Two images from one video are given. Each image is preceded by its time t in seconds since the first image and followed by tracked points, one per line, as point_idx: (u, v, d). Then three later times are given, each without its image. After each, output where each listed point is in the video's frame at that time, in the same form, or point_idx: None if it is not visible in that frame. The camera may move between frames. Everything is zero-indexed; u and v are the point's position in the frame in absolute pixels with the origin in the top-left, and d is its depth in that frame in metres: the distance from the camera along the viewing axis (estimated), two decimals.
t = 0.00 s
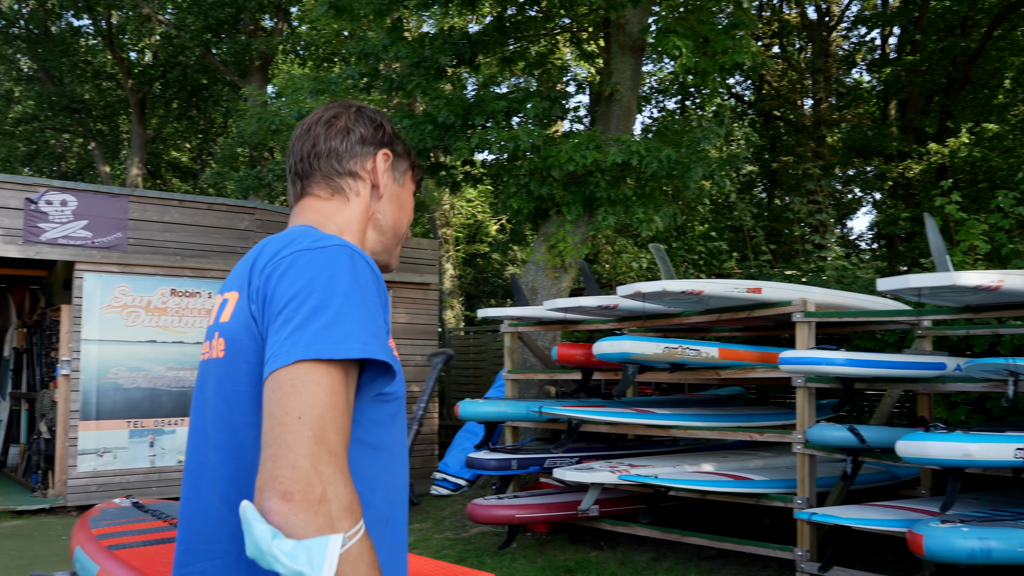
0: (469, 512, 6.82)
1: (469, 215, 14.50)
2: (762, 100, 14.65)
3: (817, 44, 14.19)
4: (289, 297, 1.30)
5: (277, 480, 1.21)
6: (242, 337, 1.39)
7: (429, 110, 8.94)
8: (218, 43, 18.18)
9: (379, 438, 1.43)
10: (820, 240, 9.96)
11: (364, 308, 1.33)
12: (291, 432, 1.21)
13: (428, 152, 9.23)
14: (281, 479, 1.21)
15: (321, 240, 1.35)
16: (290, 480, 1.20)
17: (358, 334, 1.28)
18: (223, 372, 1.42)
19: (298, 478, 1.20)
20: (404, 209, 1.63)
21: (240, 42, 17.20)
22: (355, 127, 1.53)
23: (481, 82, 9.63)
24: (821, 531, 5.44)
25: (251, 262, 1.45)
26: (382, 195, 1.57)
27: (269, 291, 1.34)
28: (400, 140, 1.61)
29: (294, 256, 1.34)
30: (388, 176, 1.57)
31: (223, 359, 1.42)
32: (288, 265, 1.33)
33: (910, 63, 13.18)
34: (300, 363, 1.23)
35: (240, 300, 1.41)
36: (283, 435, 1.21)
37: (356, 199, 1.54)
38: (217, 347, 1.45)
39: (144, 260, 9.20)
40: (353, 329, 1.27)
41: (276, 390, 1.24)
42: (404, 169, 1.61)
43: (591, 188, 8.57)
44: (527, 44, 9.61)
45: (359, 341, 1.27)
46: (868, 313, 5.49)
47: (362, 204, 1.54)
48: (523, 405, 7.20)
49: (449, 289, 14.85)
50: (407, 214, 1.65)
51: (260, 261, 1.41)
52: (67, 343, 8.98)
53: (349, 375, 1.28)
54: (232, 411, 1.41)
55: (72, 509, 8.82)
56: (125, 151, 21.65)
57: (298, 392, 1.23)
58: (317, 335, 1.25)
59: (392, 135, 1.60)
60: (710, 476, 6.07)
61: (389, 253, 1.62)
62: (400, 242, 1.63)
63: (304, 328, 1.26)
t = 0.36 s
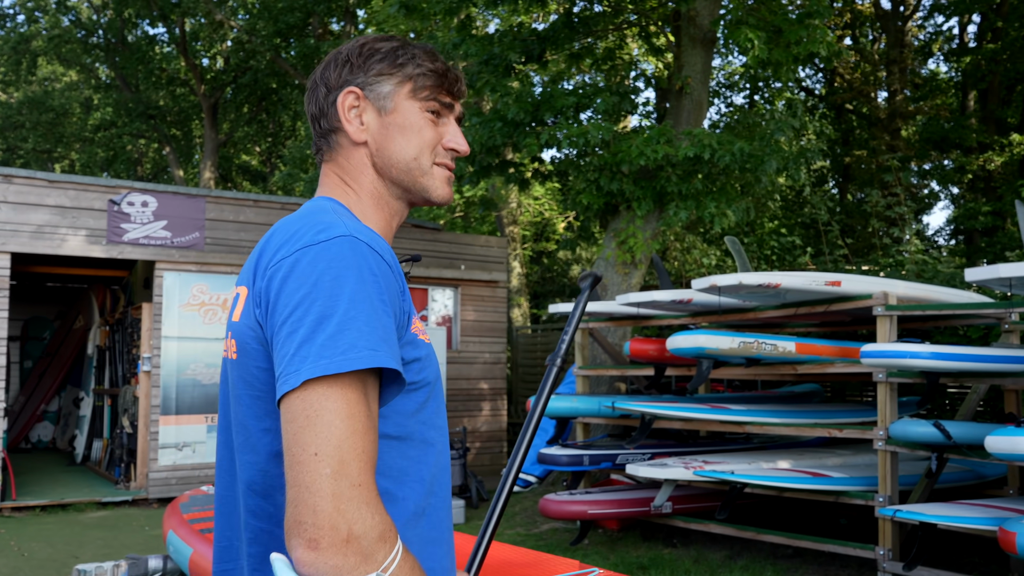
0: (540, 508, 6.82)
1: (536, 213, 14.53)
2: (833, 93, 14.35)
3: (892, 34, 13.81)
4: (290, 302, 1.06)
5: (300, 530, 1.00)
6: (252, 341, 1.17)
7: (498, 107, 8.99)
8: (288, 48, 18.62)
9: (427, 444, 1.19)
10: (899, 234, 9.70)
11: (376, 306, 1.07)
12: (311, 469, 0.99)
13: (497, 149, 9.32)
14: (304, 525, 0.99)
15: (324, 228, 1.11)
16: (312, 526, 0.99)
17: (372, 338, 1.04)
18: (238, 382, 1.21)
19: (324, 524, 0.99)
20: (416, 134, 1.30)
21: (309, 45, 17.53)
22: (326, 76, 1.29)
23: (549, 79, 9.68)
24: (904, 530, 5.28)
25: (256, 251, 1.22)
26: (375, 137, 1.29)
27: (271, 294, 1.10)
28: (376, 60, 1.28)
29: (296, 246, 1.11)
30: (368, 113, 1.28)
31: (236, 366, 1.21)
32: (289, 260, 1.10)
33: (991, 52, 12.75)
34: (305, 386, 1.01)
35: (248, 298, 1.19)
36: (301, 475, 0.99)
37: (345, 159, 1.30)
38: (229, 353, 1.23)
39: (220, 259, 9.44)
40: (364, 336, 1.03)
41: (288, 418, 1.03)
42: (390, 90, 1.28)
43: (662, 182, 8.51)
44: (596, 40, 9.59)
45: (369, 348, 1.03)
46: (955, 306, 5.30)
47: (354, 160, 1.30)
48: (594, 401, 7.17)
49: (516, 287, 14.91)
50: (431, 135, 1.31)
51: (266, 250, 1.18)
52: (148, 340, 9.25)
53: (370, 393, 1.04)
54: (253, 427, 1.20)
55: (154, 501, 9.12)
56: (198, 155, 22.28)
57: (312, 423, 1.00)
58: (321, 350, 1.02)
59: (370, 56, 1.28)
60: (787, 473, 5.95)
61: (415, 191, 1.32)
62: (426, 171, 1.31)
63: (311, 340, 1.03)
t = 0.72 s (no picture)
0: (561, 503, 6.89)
1: (549, 212, 14.61)
2: (844, 93, 14.38)
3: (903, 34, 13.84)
4: (308, 309, 0.91)
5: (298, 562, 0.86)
6: (251, 336, 1.00)
7: (515, 106, 9.13)
8: (301, 50, 18.76)
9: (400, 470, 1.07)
10: (913, 232, 9.75)
11: (395, 326, 0.94)
12: (323, 501, 0.86)
13: (513, 149, 9.42)
14: (310, 563, 0.85)
15: (348, 230, 0.96)
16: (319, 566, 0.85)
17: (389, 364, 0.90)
18: (226, 380, 1.04)
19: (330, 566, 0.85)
20: (435, 127, 1.15)
21: (322, 47, 17.63)
22: (350, 54, 1.16)
23: (564, 80, 9.77)
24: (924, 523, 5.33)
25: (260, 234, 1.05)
26: (392, 126, 1.15)
27: (284, 295, 0.95)
28: (405, 42, 1.13)
29: (308, 244, 0.96)
30: (389, 99, 1.14)
31: (227, 361, 1.03)
32: (303, 260, 0.94)
33: (1003, 50, 12.77)
34: (317, 409, 0.87)
35: (245, 287, 1.02)
36: (312, 506, 0.86)
37: (359, 147, 1.17)
38: (217, 342, 1.05)
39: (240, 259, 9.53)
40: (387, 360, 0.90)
41: (294, 440, 0.88)
42: (416, 76, 1.13)
43: (678, 181, 8.58)
44: (610, 40, 9.67)
45: (391, 376, 0.90)
46: (973, 301, 5.36)
47: (367, 149, 1.16)
48: (614, 397, 7.25)
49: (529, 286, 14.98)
50: (452, 128, 1.16)
51: (276, 235, 1.01)
52: (168, 338, 9.36)
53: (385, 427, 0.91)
54: (237, 433, 1.03)
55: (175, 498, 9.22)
56: (210, 158, 22.41)
57: (325, 453, 0.87)
58: (340, 371, 0.88)
59: (397, 36, 1.14)
60: (806, 467, 6.01)
61: (430, 189, 1.17)
62: (444, 169, 1.16)
63: (327, 358, 0.89)
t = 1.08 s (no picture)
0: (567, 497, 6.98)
1: (552, 212, 14.72)
2: (844, 94, 14.46)
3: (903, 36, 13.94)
4: (300, 282, 1.05)
5: (314, 489, 0.98)
6: (249, 315, 1.12)
7: (521, 107, 9.26)
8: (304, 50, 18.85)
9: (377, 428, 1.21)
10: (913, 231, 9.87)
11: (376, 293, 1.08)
12: (329, 434, 0.98)
13: (517, 149, 9.53)
14: (327, 484, 0.97)
15: (327, 212, 1.10)
16: (335, 486, 0.97)
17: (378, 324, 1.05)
18: (224, 357, 1.15)
19: (343, 488, 0.97)
20: (384, 127, 1.25)
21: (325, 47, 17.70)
22: (308, 53, 1.23)
23: (568, 80, 9.87)
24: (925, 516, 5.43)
25: (244, 223, 1.17)
26: (346, 124, 1.25)
27: (275, 273, 1.08)
28: (362, 48, 1.23)
29: (296, 228, 1.09)
30: (348, 98, 1.24)
31: (224, 338, 1.14)
32: (296, 242, 1.07)
33: (1002, 52, 12.86)
34: (321, 361, 1.00)
35: (236, 271, 1.14)
36: (321, 438, 0.98)
37: (315, 139, 1.26)
38: (211, 323, 1.16)
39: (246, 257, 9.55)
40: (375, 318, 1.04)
41: (301, 389, 1.01)
42: (372, 82, 1.23)
43: (682, 180, 8.70)
44: (614, 41, 9.78)
45: (380, 331, 1.04)
46: (973, 297, 5.47)
47: (321, 141, 1.26)
48: (618, 392, 7.36)
49: (532, 285, 15.10)
50: (399, 129, 1.27)
51: (261, 224, 1.13)
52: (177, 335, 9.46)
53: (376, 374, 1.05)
54: (238, 404, 1.14)
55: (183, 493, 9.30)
56: (211, 157, 22.47)
57: (330, 397, 1.00)
58: (337, 329, 1.01)
59: (355, 42, 1.23)
60: (809, 460, 6.12)
61: (376, 180, 1.29)
62: (388, 164, 1.28)
63: (326, 318, 1.02)
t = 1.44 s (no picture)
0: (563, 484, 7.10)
1: (550, 204, 14.83)
2: (841, 87, 14.55)
3: (899, 29, 14.01)
4: (238, 283, 1.38)
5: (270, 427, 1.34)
6: (194, 313, 1.41)
7: (519, 100, 9.39)
8: (302, 43, 18.92)
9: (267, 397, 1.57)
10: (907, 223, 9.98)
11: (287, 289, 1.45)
12: (272, 387, 1.34)
13: (516, 142, 9.65)
14: (277, 422, 1.33)
15: (248, 230, 1.44)
16: (283, 421, 1.34)
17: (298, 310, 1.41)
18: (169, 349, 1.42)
19: (290, 426, 1.34)
20: (260, 169, 1.61)
21: (324, 39, 17.74)
22: (204, 102, 1.53)
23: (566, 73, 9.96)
24: (912, 501, 5.55)
25: (176, 241, 1.45)
26: (232, 166, 1.58)
27: (213, 277, 1.40)
28: (254, 109, 1.58)
29: (229, 245, 1.42)
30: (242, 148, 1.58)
31: (170, 335, 1.42)
32: (230, 253, 1.41)
33: (998, 45, 12.93)
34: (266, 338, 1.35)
35: (177, 281, 1.42)
36: (267, 391, 1.34)
37: (212, 175, 1.56)
38: (157, 323, 1.43)
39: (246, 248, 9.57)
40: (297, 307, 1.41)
41: (251, 359, 1.35)
42: (259, 136, 1.59)
43: (677, 173, 8.81)
44: (611, 35, 9.86)
45: (300, 313, 1.41)
46: (960, 288, 5.59)
47: (217, 177, 1.57)
48: (614, 381, 7.50)
49: (530, 277, 15.21)
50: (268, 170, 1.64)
51: (195, 241, 1.43)
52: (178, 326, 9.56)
53: (301, 348, 1.43)
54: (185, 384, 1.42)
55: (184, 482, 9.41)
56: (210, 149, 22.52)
57: (272, 363, 1.35)
58: (271, 316, 1.37)
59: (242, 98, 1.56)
60: (800, 448, 6.25)
61: (249, 210, 1.65)
62: (259, 199, 1.64)
63: (263, 306, 1.37)
